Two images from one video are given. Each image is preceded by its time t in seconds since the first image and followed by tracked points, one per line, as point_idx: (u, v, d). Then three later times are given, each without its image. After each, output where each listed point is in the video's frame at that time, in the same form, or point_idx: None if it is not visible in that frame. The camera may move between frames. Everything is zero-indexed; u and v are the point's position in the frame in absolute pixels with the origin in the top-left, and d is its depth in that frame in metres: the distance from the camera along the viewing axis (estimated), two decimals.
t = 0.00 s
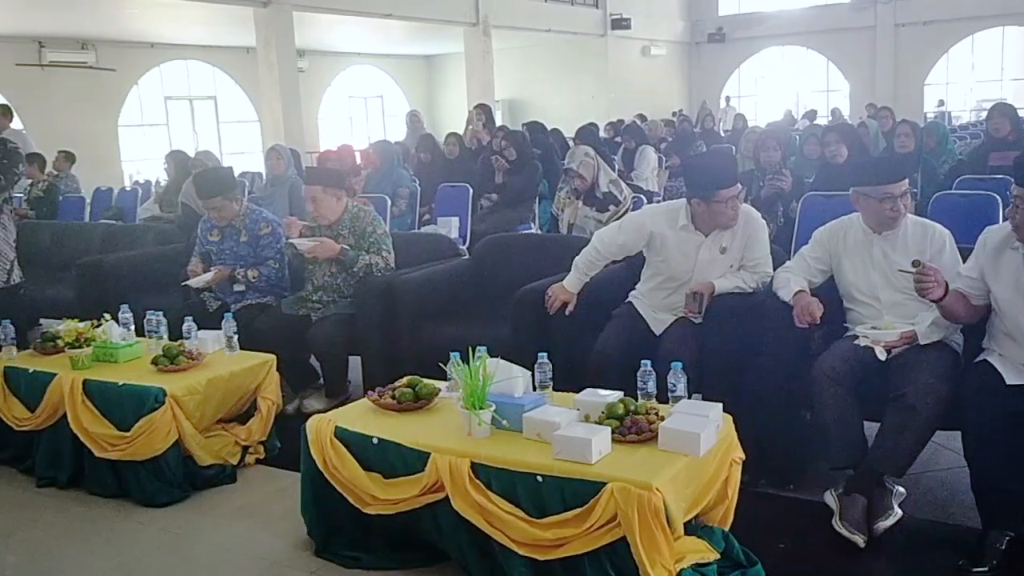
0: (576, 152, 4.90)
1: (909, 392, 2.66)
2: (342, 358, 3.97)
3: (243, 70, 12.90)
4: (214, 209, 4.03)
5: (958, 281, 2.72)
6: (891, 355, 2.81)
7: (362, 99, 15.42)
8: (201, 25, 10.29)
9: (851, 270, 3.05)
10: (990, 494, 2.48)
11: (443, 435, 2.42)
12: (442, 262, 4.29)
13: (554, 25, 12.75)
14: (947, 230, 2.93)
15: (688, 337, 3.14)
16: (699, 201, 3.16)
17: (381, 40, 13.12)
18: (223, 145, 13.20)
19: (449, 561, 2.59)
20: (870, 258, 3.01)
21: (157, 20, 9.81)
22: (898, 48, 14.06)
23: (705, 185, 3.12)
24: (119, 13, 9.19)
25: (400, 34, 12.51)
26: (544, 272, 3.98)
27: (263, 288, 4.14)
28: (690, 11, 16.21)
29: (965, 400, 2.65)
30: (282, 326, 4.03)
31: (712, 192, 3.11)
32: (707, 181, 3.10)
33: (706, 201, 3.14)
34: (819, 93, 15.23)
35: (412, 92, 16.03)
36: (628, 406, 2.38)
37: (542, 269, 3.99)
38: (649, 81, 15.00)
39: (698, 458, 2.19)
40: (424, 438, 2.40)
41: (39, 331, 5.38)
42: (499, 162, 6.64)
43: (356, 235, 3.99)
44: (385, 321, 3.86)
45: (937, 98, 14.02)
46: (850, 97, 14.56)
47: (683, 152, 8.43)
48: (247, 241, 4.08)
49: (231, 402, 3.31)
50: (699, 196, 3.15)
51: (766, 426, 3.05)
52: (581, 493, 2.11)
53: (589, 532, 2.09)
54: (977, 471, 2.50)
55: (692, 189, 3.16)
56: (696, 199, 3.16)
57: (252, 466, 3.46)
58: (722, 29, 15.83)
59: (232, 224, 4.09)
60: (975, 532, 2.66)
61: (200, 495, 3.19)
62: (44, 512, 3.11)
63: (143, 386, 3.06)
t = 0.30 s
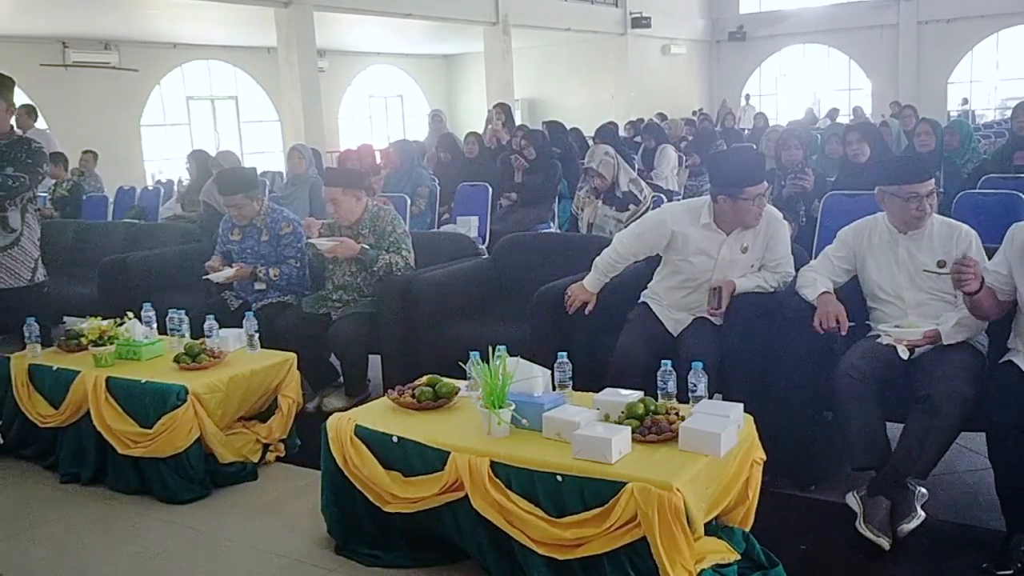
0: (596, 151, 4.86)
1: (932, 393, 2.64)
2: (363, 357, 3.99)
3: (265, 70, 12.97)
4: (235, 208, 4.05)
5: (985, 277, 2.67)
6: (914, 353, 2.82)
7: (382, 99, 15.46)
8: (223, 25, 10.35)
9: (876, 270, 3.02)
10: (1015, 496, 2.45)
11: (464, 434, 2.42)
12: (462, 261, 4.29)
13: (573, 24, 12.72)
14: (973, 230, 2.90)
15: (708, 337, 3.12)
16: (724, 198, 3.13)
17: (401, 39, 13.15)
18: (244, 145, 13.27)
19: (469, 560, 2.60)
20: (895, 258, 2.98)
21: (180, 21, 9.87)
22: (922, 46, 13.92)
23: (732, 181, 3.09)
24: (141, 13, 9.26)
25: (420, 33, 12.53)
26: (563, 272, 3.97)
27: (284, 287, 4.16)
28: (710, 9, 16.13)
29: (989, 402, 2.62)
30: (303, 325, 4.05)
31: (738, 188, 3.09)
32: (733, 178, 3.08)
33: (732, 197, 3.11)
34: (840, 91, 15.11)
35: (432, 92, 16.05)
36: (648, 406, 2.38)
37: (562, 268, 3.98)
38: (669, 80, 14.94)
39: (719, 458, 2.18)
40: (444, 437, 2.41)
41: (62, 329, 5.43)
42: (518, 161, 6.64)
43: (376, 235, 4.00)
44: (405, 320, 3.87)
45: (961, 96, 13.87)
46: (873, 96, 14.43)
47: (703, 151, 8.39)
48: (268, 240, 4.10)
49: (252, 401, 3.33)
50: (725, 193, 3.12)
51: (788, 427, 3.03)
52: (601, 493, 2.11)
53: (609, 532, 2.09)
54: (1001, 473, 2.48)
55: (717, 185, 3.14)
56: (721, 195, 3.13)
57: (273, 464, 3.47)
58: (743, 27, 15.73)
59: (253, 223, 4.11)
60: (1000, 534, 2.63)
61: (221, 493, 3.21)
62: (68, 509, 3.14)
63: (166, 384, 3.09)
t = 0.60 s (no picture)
0: (608, 151, 4.87)
1: (947, 394, 2.63)
2: (376, 356, 4.00)
3: (279, 70, 13.01)
4: (248, 207, 4.08)
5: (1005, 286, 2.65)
6: (928, 355, 2.78)
7: (396, 98, 15.48)
8: (237, 25, 10.39)
9: (891, 270, 3.01)
10: None
11: (476, 433, 2.43)
12: (474, 260, 4.30)
13: (586, 23, 12.71)
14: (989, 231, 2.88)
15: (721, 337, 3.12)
16: (738, 181, 3.12)
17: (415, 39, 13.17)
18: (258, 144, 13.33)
19: (481, 559, 2.60)
20: (910, 258, 2.97)
21: (194, 20, 9.91)
22: (937, 45, 13.82)
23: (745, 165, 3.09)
24: (156, 13, 9.30)
25: (434, 33, 12.55)
26: (576, 271, 3.97)
27: (298, 286, 4.18)
28: (725, 8, 16.07)
29: (1008, 403, 2.61)
30: (316, 323, 4.06)
31: (752, 172, 3.08)
32: (748, 162, 3.07)
33: (745, 182, 3.11)
34: (855, 90, 15.02)
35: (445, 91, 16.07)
36: (661, 406, 2.37)
37: (574, 268, 3.98)
38: (682, 79, 14.90)
39: (732, 459, 2.17)
40: (456, 437, 2.41)
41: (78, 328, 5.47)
42: (531, 161, 6.64)
43: (389, 234, 4.01)
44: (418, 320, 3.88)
45: (977, 95, 13.76)
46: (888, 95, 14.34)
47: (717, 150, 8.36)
48: (282, 240, 4.13)
49: (266, 399, 3.35)
50: (738, 177, 3.11)
51: (801, 427, 3.01)
52: (614, 493, 2.11)
53: (622, 532, 2.08)
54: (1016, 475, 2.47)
55: (731, 171, 3.13)
56: (736, 181, 3.12)
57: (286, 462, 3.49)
58: (757, 26, 15.67)
59: (267, 222, 4.14)
60: (1016, 536, 2.62)
61: (235, 490, 3.22)
62: (84, 505, 3.16)
63: (180, 382, 3.11)
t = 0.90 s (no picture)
0: (628, 149, 4.86)
1: (969, 394, 2.61)
2: (394, 354, 4.01)
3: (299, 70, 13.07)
4: (269, 205, 4.10)
5: None
6: (950, 358, 2.76)
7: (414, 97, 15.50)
8: (257, 25, 10.43)
9: (914, 270, 2.98)
10: None
11: (495, 432, 2.42)
12: (493, 259, 4.29)
13: (605, 22, 12.67)
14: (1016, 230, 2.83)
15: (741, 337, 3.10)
16: (747, 164, 3.16)
17: (433, 38, 13.18)
18: (277, 143, 13.40)
19: (500, 558, 2.60)
20: (933, 257, 2.94)
21: (214, 20, 9.95)
22: (960, 43, 13.68)
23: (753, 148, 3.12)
24: (177, 13, 9.36)
25: (452, 32, 12.55)
26: (594, 270, 3.96)
27: (317, 284, 4.19)
28: (744, 6, 15.98)
29: None
30: (335, 322, 4.07)
31: (760, 154, 3.10)
32: (756, 144, 3.10)
33: (755, 165, 3.13)
34: (876, 89, 14.90)
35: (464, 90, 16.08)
36: (680, 406, 2.36)
37: (592, 267, 3.97)
38: (701, 77, 14.83)
39: (752, 458, 2.16)
40: (474, 435, 2.41)
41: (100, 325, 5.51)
42: (549, 159, 6.62)
43: (408, 232, 4.02)
44: (436, 318, 3.88)
45: (1000, 93, 13.61)
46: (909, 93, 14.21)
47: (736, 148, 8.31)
48: (302, 238, 4.13)
49: (286, 397, 3.36)
50: (749, 161, 3.15)
51: (821, 427, 2.99)
52: (633, 493, 2.10)
53: (640, 531, 2.08)
54: None
55: (743, 158, 3.16)
56: (747, 166, 3.16)
57: (306, 460, 3.50)
58: (776, 24, 15.57)
59: (287, 221, 4.15)
60: None
61: (254, 487, 3.24)
62: (105, 502, 3.18)
63: (201, 380, 3.13)
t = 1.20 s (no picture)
0: (648, 148, 4.84)
1: (993, 396, 2.58)
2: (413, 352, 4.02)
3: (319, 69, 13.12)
4: (289, 204, 4.11)
5: None
6: (970, 368, 2.73)
7: (432, 96, 15.51)
8: (278, 24, 10.48)
9: (942, 271, 2.95)
10: None
11: (513, 431, 2.42)
12: (511, 258, 4.29)
13: (625, 20, 12.64)
14: None
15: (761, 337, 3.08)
16: (745, 165, 3.19)
17: (452, 36, 13.18)
18: (297, 142, 13.46)
19: (518, 557, 2.60)
20: (963, 259, 2.90)
21: (235, 19, 10.01)
22: (983, 42, 13.54)
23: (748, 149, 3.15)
24: (198, 13, 9.43)
25: (471, 30, 12.55)
26: (613, 269, 3.95)
27: (336, 282, 4.20)
28: (765, 4, 15.89)
29: None
30: (354, 320, 4.09)
31: (754, 154, 3.12)
32: (750, 144, 3.13)
33: (750, 165, 3.15)
34: (898, 88, 14.78)
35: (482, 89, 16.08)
36: (700, 406, 2.35)
37: (612, 265, 3.96)
38: (721, 77, 14.76)
39: (773, 459, 2.15)
40: (493, 434, 2.41)
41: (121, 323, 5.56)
42: (568, 158, 6.61)
43: (426, 231, 4.03)
44: (455, 317, 3.88)
45: None
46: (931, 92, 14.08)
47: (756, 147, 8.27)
48: (321, 236, 4.15)
49: (305, 394, 3.38)
50: (745, 161, 3.17)
51: (842, 428, 2.97)
52: (652, 493, 2.09)
53: (659, 532, 2.07)
54: None
55: (741, 160, 3.19)
56: (744, 167, 3.18)
57: (324, 457, 3.51)
58: (797, 22, 15.47)
59: (306, 219, 4.16)
60: None
61: (274, 485, 3.25)
62: (127, 497, 3.21)
63: (221, 377, 3.15)
